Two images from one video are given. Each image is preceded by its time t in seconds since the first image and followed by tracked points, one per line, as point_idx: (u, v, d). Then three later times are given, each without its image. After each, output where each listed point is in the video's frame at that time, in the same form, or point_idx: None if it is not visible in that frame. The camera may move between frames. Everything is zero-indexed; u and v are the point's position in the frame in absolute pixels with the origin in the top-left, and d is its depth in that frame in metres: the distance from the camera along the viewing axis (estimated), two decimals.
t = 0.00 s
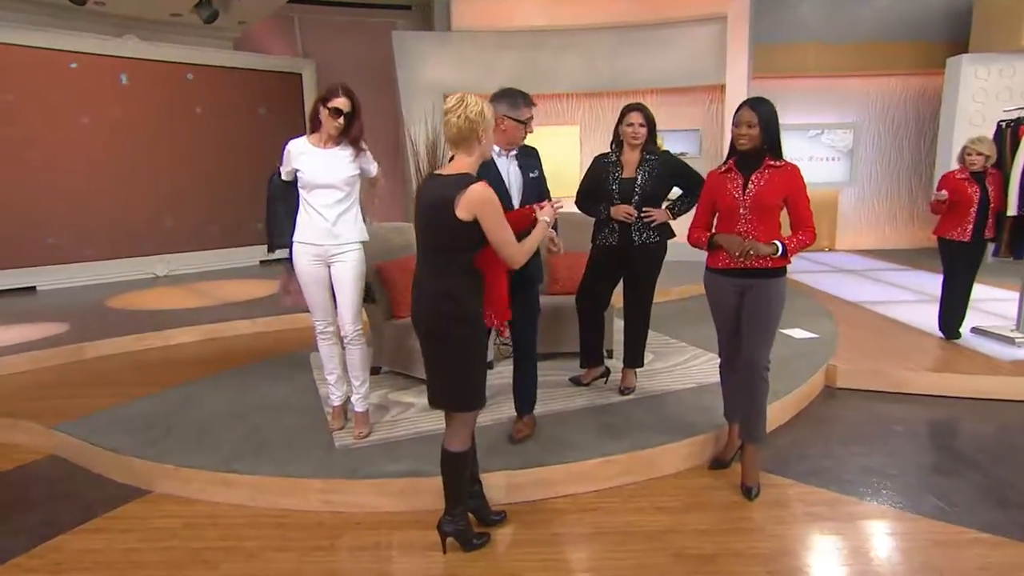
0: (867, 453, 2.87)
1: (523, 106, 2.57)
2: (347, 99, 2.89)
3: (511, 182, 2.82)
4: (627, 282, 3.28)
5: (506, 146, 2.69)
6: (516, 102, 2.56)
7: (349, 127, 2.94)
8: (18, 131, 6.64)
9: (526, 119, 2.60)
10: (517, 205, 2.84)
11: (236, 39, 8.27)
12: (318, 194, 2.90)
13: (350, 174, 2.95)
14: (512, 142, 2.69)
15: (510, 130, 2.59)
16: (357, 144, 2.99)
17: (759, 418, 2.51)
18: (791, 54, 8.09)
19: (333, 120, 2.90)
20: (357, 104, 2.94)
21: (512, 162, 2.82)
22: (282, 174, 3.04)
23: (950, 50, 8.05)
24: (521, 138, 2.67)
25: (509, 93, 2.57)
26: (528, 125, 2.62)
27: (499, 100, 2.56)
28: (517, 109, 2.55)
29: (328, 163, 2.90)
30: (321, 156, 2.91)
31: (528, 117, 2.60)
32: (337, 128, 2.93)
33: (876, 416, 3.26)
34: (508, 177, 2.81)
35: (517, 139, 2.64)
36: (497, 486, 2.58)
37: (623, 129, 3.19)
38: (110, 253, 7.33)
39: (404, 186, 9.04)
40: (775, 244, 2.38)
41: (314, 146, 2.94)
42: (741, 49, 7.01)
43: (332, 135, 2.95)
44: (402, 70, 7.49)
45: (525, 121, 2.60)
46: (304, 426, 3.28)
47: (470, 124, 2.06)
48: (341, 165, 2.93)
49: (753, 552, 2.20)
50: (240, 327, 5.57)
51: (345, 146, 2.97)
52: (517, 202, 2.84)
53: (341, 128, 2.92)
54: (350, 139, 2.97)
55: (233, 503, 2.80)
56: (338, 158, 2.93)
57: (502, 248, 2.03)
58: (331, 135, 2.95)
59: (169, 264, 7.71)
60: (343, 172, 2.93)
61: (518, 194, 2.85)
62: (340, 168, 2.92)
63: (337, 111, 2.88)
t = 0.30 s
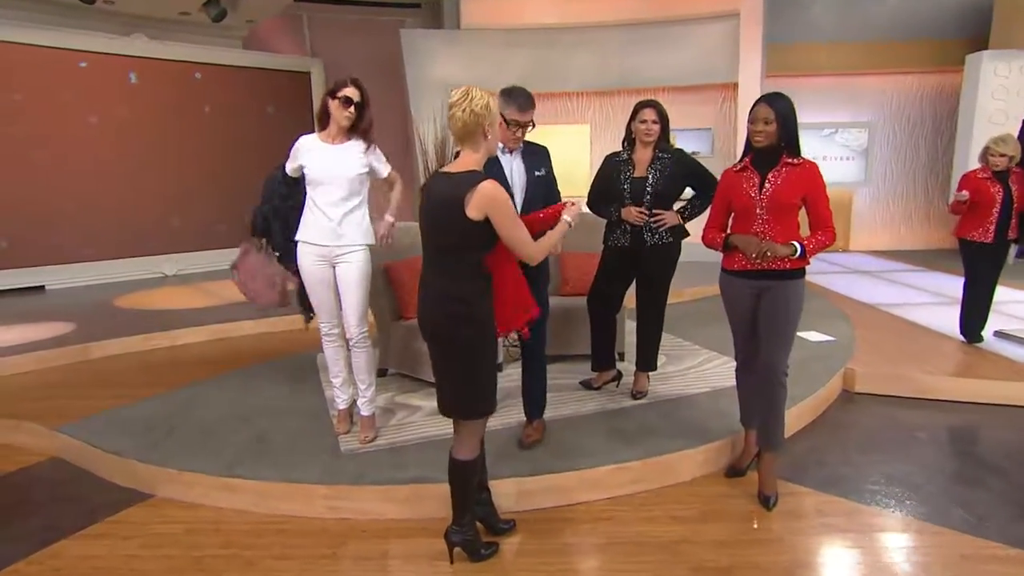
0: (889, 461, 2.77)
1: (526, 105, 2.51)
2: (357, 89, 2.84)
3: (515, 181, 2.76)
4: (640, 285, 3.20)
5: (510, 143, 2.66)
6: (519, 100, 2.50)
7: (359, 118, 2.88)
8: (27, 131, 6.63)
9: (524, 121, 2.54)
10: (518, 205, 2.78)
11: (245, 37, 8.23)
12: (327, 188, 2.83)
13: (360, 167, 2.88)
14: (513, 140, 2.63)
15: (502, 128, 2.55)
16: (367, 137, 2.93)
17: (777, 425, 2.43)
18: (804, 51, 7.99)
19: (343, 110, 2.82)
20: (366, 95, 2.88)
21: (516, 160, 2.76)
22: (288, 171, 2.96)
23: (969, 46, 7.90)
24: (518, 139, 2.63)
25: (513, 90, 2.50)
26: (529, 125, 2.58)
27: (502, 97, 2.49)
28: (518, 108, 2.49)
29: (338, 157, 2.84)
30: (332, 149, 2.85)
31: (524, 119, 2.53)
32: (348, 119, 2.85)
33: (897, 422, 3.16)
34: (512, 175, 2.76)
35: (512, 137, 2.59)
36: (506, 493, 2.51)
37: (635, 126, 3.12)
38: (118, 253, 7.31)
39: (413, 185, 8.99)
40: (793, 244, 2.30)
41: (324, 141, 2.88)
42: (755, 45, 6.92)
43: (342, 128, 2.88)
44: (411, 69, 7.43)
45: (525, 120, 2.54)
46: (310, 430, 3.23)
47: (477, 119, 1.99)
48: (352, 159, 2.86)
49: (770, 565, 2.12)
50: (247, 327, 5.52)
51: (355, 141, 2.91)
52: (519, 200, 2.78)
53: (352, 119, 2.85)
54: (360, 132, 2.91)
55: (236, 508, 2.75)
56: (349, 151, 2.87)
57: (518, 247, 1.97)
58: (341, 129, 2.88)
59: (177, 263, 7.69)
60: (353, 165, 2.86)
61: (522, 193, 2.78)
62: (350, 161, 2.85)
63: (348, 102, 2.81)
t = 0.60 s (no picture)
0: (910, 470, 2.68)
1: (530, 104, 2.45)
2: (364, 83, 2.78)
3: (521, 182, 2.69)
4: (652, 287, 3.13)
5: (511, 139, 2.61)
6: (524, 97, 2.43)
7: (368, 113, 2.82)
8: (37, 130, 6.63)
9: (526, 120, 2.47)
10: (524, 204, 2.70)
11: (253, 36, 8.20)
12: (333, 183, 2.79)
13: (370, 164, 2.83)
14: (515, 137, 2.58)
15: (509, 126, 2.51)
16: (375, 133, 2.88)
17: (794, 433, 2.35)
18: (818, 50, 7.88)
19: (350, 105, 2.76)
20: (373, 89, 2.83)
21: (525, 159, 2.69)
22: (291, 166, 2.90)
23: (988, 44, 7.76)
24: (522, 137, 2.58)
25: (517, 88, 2.44)
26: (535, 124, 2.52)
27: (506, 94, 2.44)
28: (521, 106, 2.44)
29: (347, 154, 2.80)
30: (340, 146, 2.81)
31: (526, 118, 2.46)
32: (356, 113, 2.79)
33: (917, 429, 3.08)
34: (518, 174, 2.69)
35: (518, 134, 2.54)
36: (514, 501, 2.45)
37: (649, 125, 3.06)
38: (126, 253, 7.30)
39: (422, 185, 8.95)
40: (811, 247, 2.23)
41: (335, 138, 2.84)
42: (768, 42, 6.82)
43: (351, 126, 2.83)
44: (420, 68, 7.38)
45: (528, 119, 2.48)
46: (315, 434, 3.18)
47: (491, 116, 1.93)
48: (360, 155, 2.82)
49: None
50: (254, 327, 5.48)
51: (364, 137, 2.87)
52: (525, 198, 2.71)
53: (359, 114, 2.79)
54: (369, 127, 2.86)
55: (240, 513, 2.71)
56: (357, 147, 2.83)
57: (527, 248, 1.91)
58: (350, 125, 2.83)
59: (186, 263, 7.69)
60: (362, 162, 2.82)
61: (527, 195, 2.70)
62: (360, 158, 2.82)
63: (355, 96, 2.76)
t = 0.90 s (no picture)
0: (930, 479, 2.61)
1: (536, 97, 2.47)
2: (361, 80, 2.69)
3: (529, 180, 2.67)
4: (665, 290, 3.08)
5: (521, 138, 2.63)
6: (530, 89, 2.47)
7: (368, 110, 2.71)
8: (49, 131, 6.65)
9: (529, 113, 2.49)
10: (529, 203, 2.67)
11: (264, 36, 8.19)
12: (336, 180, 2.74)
13: (370, 161, 2.75)
14: (524, 134, 2.60)
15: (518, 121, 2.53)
16: (378, 129, 2.79)
17: (811, 441, 2.29)
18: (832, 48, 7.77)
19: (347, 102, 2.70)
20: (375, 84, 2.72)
21: (536, 157, 2.68)
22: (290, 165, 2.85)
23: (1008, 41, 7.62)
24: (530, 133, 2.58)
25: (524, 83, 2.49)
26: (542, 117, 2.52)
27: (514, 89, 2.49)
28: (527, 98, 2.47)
29: (350, 154, 2.75)
30: (344, 147, 2.77)
31: (534, 110, 2.48)
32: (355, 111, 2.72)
33: (937, 437, 3.00)
34: (527, 173, 2.68)
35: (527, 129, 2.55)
36: (523, 508, 2.40)
37: (662, 124, 3.00)
38: (137, 252, 7.30)
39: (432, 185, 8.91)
40: (829, 250, 2.16)
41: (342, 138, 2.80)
42: (782, 40, 6.72)
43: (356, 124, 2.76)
44: (430, 68, 7.36)
45: (535, 113, 2.50)
46: (322, 438, 3.15)
47: (495, 119, 1.91)
48: (364, 154, 2.76)
49: None
50: (263, 328, 5.46)
51: (370, 134, 2.80)
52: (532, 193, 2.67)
53: (359, 112, 2.71)
54: (373, 124, 2.77)
55: (245, 519, 2.68)
56: (359, 146, 2.76)
57: (530, 259, 1.92)
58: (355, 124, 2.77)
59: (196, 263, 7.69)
60: (364, 160, 2.75)
61: (534, 193, 2.66)
62: (362, 156, 2.75)
63: (353, 93, 2.68)
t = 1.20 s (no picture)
0: (948, 490, 2.54)
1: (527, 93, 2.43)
2: (356, 82, 2.61)
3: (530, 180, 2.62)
4: (674, 293, 3.02)
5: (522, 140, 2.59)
6: (522, 88, 2.43)
7: (361, 114, 2.63)
8: (58, 131, 6.67)
9: (517, 111, 2.46)
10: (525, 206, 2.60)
11: (272, 36, 8.17)
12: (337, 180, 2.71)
13: (370, 163, 2.69)
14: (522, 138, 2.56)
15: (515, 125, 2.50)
16: (376, 132, 2.69)
17: (825, 450, 2.22)
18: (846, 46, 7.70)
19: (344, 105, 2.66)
20: (371, 85, 2.63)
21: (541, 159, 2.60)
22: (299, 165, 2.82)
23: None
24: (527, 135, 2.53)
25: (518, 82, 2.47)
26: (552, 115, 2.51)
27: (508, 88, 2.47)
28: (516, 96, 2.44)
29: (349, 157, 2.71)
30: (344, 149, 2.72)
31: (520, 108, 2.45)
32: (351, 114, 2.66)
33: (954, 445, 2.93)
34: (529, 174, 2.62)
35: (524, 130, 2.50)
36: (529, 517, 2.35)
37: (672, 125, 2.95)
38: (145, 253, 7.30)
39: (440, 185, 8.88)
40: (848, 254, 2.10)
41: (344, 139, 2.76)
42: (796, 38, 6.64)
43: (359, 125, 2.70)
44: (438, 69, 7.33)
45: (525, 111, 2.45)
46: (326, 443, 3.11)
47: (494, 118, 1.89)
48: (362, 156, 2.70)
49: None
50: (269, 329, 5.43)
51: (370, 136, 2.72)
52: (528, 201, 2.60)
53: (354, 115, 2.65)
54: (369, 127, 2.67)
55: (248, 525, 2.65)
56: (357, 150, 2.71)
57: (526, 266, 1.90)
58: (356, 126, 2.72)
59: (204, 263, 7.68)
60: (361, 164, 2.70)
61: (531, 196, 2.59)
62: (359, 160, 2.70)
63: (349, 95, 2.63)
